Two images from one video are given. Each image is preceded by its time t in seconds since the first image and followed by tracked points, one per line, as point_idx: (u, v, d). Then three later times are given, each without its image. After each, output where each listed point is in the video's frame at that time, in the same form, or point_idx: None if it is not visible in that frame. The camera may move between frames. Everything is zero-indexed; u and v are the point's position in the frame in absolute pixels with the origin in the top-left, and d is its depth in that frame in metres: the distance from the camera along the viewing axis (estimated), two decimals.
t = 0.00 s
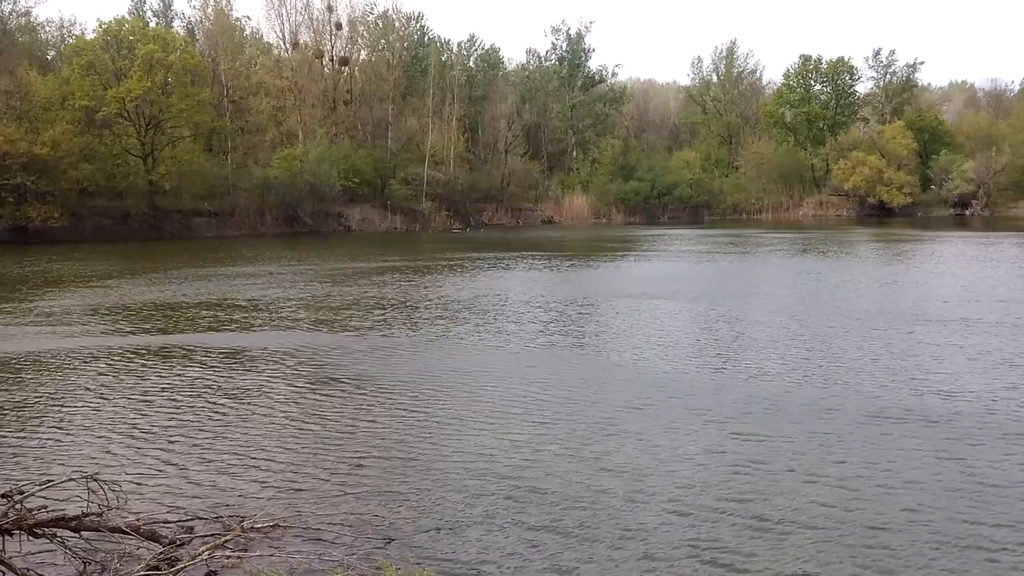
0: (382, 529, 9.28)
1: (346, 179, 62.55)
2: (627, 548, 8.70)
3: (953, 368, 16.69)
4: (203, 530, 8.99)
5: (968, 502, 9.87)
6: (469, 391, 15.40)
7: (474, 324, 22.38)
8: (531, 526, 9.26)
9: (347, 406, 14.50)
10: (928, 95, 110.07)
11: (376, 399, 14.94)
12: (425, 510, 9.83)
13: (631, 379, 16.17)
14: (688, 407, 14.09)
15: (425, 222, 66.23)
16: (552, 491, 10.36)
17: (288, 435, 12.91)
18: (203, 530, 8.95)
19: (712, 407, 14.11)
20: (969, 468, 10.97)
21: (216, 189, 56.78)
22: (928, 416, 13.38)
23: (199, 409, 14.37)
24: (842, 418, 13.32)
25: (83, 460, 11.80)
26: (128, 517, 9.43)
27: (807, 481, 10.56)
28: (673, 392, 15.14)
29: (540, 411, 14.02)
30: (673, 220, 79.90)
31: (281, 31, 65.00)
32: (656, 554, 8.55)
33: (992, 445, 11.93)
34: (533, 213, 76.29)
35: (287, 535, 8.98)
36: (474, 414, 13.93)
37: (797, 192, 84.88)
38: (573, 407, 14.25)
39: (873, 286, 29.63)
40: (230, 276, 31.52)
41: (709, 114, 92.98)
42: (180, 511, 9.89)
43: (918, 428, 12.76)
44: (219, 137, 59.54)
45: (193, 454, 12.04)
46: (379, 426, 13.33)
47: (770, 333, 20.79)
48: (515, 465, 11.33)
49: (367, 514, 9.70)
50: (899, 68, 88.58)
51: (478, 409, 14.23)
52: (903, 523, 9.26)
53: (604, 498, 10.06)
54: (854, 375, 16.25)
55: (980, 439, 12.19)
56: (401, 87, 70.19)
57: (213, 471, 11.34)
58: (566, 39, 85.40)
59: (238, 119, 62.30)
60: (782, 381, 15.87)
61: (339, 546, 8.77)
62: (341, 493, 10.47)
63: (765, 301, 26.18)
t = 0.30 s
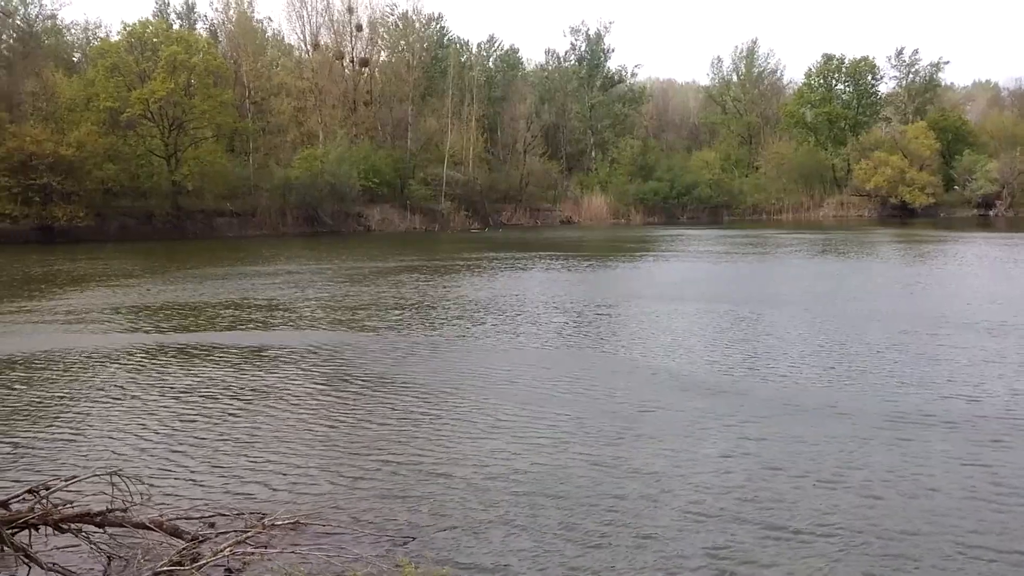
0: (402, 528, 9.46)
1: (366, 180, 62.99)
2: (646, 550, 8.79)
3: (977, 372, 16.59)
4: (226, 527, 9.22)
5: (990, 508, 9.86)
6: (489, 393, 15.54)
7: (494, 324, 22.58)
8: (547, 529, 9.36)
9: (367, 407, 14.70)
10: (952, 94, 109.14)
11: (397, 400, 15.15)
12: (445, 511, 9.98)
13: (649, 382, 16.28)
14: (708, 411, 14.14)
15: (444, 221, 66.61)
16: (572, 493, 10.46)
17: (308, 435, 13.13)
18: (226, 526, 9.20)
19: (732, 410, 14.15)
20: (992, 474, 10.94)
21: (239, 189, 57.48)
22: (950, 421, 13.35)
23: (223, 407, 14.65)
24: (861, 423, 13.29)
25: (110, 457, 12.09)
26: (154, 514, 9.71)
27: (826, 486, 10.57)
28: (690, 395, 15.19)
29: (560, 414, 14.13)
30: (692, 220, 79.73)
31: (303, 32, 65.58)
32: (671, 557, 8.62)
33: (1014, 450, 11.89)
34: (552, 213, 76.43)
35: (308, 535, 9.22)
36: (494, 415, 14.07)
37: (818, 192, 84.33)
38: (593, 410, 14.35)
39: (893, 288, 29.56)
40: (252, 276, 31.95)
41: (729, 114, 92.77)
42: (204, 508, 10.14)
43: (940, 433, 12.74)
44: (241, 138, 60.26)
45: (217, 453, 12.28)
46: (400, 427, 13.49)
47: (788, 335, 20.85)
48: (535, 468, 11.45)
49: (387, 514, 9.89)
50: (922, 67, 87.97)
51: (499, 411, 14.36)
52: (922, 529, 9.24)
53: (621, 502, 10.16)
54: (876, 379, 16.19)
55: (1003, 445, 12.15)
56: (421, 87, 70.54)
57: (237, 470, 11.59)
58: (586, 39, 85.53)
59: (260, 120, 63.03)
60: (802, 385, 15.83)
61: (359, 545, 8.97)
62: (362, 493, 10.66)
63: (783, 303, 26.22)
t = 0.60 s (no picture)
0: (421, 527, 9.46)
1: (386, 181, 63.17)
2: (665, 553, 8.71)
3: (1005, 376, 16.30)
4: (248, 523, 9.27)
5: (1017, 513, 9.67)
6: (507, 394, 15.50)
7: (513, 324, 22.60)
8: (566, 531, 9.29)
9: (387, 407, 14.69)
10: (977, 95, 107.84)
11: (417, 399, 15.18)
12: (463, 511, 9.96)
13: (669, 383, 16.21)
14: (728, 413, 14.03)
15: (464, 222, 66.61)
16: (590, 494, 10.40)
17: (328, 434, 13.14)
18: (247, 523, 9.26)
19: (753, 413, 14.02)
20: (1018, 479, 10.75)
21: (260, 190, 57.91)
22: (976, 425, 13.13)
23: (244, 406, 14.73)
24: (885, 426, 13.08)
25: (131, 455, 12.16)
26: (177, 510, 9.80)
27: (849, 491, 10.39)
28: (710, 397, 15.03)
29: (579, 415, 14.07)
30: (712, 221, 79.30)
31: (323, 34, 65.95)
32: (690, 561, 8.52)
33: None
34: (571, 214, 76.25)
35: (328, 534, 9.22)
36: (512, 416, 14.05)
37: (840, 192, 83.54)
38: (613, 411, 14.28)
39: (916, 289, 29.23)
40: (272, 276, 32.15)
41: (750, 115, 92.21)
42: (225, 505, 10.19)
43: (966, 436, 12.54)
44: (262, 139, 60.71)
45: (237, 451, 12.34)
46: (419, 427, 13.47)
47: (809, 337, 20.69)
48: (555, 468, 11.41)
49: (406, 513, 9.90)
50: (946, 67, 87.03)
51: (518, 411, 14.32)
52: (948, 535, 9.07)
53: (640, 505, 10.04)
54: (900, 382, 15.96)
55: None
56: (440, 88, 70.55)
57: (258, 467, 11.63)
58: (606, 39, 85.42)
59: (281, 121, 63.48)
60: (825, 388, 15.62)
61: (379, 543, 8.96)
62: (381, 492, 10.65)
63: (803, 304, 26.03)
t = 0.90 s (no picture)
0: (439, 528, 9.42)
1: (403, 181, 63.23)
2: (685, 558, 8.61)
3: None
4: (266, 523, 9.26)
5: None
6: (524, 395, 15.44)
7: (529, 325, 22.52)
8: (584, 535, 9.21)
9: (402, 408, 14.64)
10: (1001, 94, 106.57)
11: (434, 400, 15.14)
12: (482, 512, 9.90)
13: (687, 385, 16.09)
14: (747, 416, 13.89)
15: (481, 223, 66.52)
16: (608, 498, 10.31)
17: (345, 435, 13.10)
18: (265, 523, 9.22)
19: (772, 416, 13.87)
20: None
21: (278, 190, 58.12)
22: (1000, 430, 12.93)
23: (262, 406, 14.74)
24: (907, 431, 12.90)
25: (149, 454, 12.15)
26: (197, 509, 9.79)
27: (871, 499, 10.18)
28: (728, 402, 14.83)
29: (597, 417, 13.98)
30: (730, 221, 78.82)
31: (341, 34, 66.11)
32: (709, 568, 8.38)
33: None
34: (588, 214, 75.97)
35: (345, 534, 9.20)
36: (530, 417, 13.98)
37: (860, 192, 82.72)
38: (631, 413, 14.18)
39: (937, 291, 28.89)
40: (289, 277, 32.22)
41: (769, 114, 91.47)
42: (244, 505, 10.19)
43: (991, 442, 12.35)
44: (280, 139, 60.94)
45: (255, 451, 12.34)
46: (436, 429, 13.41)
47: (829, 339, 20.48)
48: (573, 471, 11.33)
49: (423, 515, 9.84)
50: (969, 66, 86.04)
51: (534, 413, 14.25)
52: (973, 543, 8.91)
53: (658, 511, 9.86)
54: (922, 386, 15.73)
55: None
56: (457, 88, 70.45)
57: (276, 467, 11.63)
58: (623, 39, 85.20)
59: (298, 122, 63.68)
60: (846, 392, 15.38)
61: (397, 544, 8.93)
62: (399, 493, 10.62)
63: (823, 306, 25.78)
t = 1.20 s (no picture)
0: (457, 530, 9.38)
1: (420, 182, 63.36)
2: (705, 563, 8.51)
3: None
4: (284, 522, 9.25)
5: None
6: (541, 397, 15.39)
7: (545, 327, 22.49)
8: (602, 538, 9.14)
9: (418, 409, 14.65)
10: None
11: (450, 401, 15.13)
12: (499, 515, 9.85)
13: (705, 387, 15.98)
14: (766, 419, 13.77)
15: (498, 224, 66.48)
16: (625, 502, 10.23)
17: (361, 435, 13.13)
18: (282, 522, 9.26)
19: (791, 419, 13.73)
20: None
21: (296, 191, 58.37)
22: None
23: (279, 406, 14.78)
24: (929, 436, 12.73)
25: (168, 454, 12.21)
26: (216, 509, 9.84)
27: (889, 505, 10.06)
28: (744, 404, 14.71)
29: (614, 419, 13.91)
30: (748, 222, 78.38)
31: (359, 35, 66.39)
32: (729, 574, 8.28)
33: None
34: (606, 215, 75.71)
35: (363, 535, 9.20)
36: (546, 419, 13.94)
37: (881, 193, 81.93)
38: (648, 416, 14.10)
39: (958, 292, 28.59)
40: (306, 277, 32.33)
41: (789, 115, 90.79)
42: (263, 504, 10.21)
43: (1015, 447, 12.16)
44: (298, 140, 61.22)
45: (273, 451, 12.37)
46: (452, 429, 13.43)
47: (849, 340, 20.31)
48: (590, 473, 11.26)
49: (441, 516, 9.82)
50: (992, 65, 85.09)
51: (551, 415, 14.20)
52: (998, 551, 8.76)
53: (674, 515, 9.78)
54: (943, 389, 15.54)
55: None
56: (475, 88, 70.43)
57: (294, 467, 11.65)
58: (641, 39, 85.03)
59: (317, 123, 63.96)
60: (864, 395, 15.22)
61: (414, 546, 8.89)
62: (416, 494, 10.61)
63: (842, 307, 25.57)
